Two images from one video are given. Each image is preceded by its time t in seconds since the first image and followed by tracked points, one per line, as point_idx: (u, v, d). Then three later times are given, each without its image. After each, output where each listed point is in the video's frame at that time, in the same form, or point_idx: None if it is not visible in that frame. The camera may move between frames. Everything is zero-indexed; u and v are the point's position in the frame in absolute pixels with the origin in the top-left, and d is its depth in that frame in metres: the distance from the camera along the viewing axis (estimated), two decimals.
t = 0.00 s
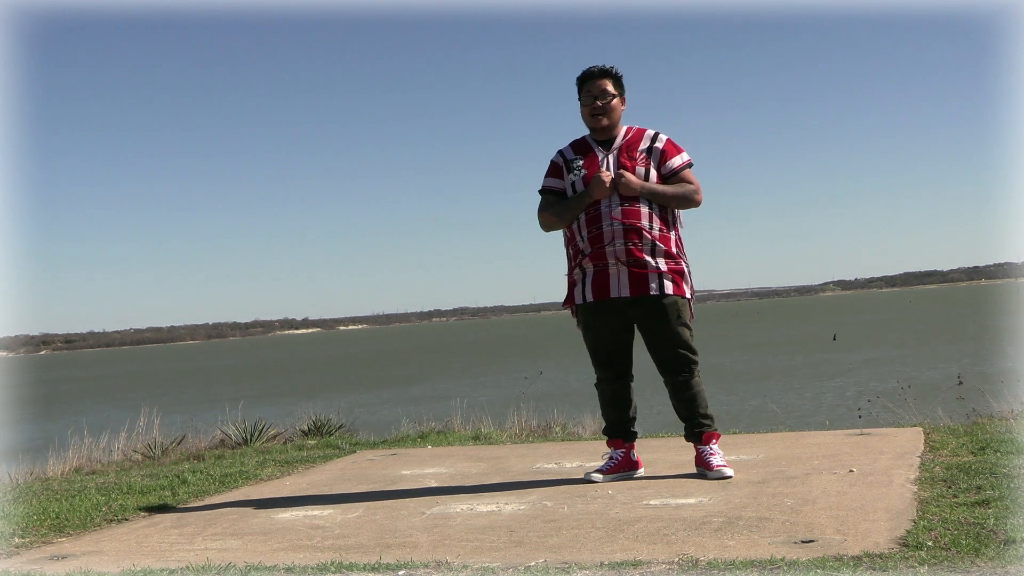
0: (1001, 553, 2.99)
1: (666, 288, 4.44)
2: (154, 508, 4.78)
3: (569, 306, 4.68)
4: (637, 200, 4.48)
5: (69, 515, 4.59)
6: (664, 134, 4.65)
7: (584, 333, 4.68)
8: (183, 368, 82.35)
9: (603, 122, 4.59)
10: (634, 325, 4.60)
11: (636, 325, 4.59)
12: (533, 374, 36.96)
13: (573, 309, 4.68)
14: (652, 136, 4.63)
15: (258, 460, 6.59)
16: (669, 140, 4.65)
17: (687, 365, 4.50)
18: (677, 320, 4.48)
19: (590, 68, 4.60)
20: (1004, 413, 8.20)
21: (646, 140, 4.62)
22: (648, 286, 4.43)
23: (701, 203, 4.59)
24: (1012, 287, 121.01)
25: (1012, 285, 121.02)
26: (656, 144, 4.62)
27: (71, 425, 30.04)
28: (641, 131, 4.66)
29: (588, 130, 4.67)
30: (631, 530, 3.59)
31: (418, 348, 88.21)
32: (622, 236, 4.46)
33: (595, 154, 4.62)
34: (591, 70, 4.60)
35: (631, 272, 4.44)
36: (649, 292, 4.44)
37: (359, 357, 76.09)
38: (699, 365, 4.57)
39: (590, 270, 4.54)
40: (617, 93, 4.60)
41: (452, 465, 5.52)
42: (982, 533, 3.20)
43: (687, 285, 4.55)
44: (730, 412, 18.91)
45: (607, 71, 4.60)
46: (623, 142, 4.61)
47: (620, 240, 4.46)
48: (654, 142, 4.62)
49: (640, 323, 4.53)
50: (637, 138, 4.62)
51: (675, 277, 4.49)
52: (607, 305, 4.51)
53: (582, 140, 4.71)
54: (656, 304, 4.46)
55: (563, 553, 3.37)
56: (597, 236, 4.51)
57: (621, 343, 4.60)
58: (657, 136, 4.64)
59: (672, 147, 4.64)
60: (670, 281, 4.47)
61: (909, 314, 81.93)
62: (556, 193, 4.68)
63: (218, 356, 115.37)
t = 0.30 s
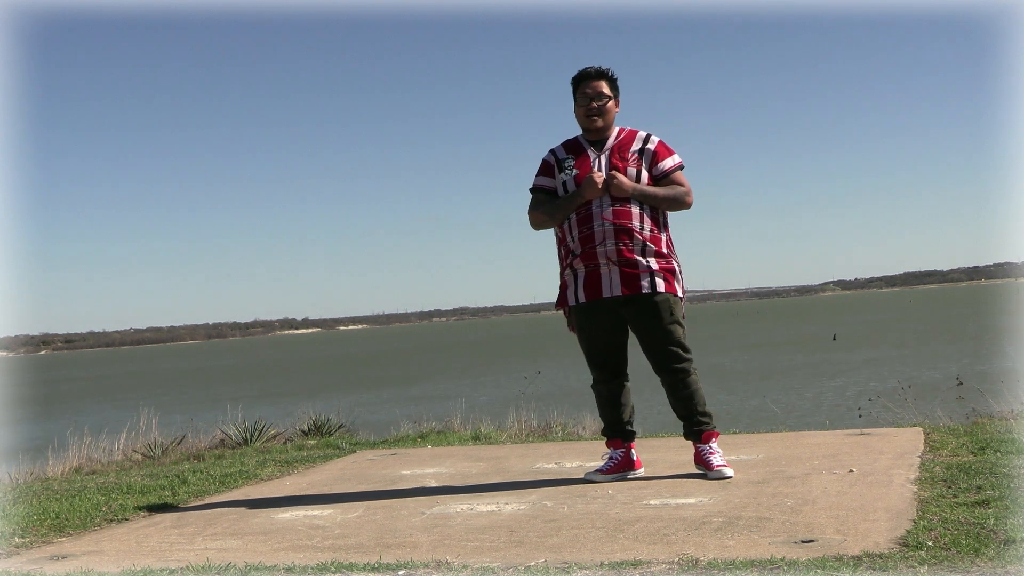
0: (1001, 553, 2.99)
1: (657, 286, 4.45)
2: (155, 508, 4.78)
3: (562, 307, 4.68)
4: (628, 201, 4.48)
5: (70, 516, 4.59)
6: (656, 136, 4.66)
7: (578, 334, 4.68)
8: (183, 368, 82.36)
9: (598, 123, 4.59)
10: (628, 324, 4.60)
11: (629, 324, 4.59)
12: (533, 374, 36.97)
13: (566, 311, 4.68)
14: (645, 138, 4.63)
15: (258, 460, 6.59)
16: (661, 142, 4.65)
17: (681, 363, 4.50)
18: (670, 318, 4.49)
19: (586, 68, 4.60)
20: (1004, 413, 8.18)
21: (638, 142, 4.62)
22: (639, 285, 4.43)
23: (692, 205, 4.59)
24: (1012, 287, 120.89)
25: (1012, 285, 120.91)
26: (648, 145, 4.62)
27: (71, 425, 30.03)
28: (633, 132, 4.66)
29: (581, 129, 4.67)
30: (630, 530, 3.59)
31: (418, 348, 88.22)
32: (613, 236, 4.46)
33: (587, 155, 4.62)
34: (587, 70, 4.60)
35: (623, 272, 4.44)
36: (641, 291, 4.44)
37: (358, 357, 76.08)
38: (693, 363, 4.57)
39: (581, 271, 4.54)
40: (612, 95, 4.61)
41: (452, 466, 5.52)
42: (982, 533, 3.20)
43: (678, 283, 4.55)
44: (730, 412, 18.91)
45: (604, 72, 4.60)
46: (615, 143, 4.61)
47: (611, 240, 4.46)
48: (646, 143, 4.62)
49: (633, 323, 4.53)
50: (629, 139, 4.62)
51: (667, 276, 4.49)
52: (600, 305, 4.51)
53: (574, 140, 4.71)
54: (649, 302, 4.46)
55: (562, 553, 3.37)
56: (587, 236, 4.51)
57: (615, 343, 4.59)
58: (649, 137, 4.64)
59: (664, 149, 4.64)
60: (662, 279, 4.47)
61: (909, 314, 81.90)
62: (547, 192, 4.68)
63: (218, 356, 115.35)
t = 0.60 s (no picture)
0: (1001, 553, 2.99)
1: (653, 287, 4.45)
2: (154, 508, 4.78)
3: (558, 308, 4.66)
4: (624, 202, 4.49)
5: (69, 515, 4.59)
6: (653, 139, 4.66)
7: (575, 334, 4.66)
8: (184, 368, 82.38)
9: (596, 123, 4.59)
10: (624, 325, 4.60)
11: (625, 324, 4.59)
12: (533, 374, 36.98)
13: (562, 311, 4.67)
14: (642, 140, 4.63)
15: (258, 460, 6.59)
16: (657, 145, 4.65)
17: (678, 362, 4.50)
18: (665, 318, 4.49)
19: (585, 69, 4.60)
20: (1004, 413, 8.18)
21: (635, 144, 4.62)
22: (636, 285, 4.44)
23: (687, 208, 4.60)
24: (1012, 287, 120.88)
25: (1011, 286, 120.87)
26: (644, 148, 4.62)
27: (70, 425, 30.04)
28: (630, 134, 4.65)
29: (578, 130, 4.66)
30: (630, 530, 3.59)
31: (417, 348, 88.24)
32: (610, 237, 4.46)
33: (583, 155, 4.62)
34: (587, 71, 4.59)
35: (618, 271, 4.45)
36: (637, 291, 4.44)
37: (358, 357, 76.09)
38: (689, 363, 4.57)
39: (577, 272, 4.54)
40: (611, 97, 4.61)
41: (452, 466, 5.52)
42: (981, 533, 3.20)
43: (673, 283, 4.57)
44: (730, 412, 18.92)
45: (603, 74, 4.60)
46: (612, 144, 4.61)
47: (607, 240, 4.46)
48: (642, 145, 4.62)
49: (629, 322, 4.53)
50: (625, 141, 4.62)
51: (662, 276, 4.50)
52: (596, 305, 4.51)
53: (571, 140, 4.71)
54: (645, 302, 4.46)
55: (562, 553, 3.37)
56: (584, 237, 4.51)
57: (612, 343, 4.59)
58: (645, 140, 4.64)
59: (660, 152, 4.64)
60: (658, 279, 4.48)
61: (909, 314, 81.95)
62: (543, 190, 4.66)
63: (217, 356, 115.34)
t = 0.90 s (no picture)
0: (1002, 553, 2.99)
1: (654, 287, 4.45)
2: (155, 508, 4.78)
3: (558, 307, 4.67)
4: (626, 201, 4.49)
5: (69, 515, 4.59)
6: (653, 139, 4.66)
7: (575, 334, 4.67)
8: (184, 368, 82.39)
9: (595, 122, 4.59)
10: (623, 325, 4.60)
11: (624, 324, 4.58)
12: (533, 374, 37.00)
13: (562, 310, 4.67)
14: (642, 140, 4.64)
15: (258, 460, 6.59)
16: (658, 145, 4.66)
17: (676, 363, 4.50)
18: (665, 319, 4.49)
19: (585, 69, 4.58)
20: (1004, 413, 8.19)
21: (636, 144, 4.62)
22: (636, 285, 4.44)
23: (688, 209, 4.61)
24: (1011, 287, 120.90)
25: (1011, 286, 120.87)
26: (644, 148, 4.62)
27: (71, 425, 30.05)
28: (630, 134, 4.65)
29: (577, 129, 4.66)
30: (631, 530, 3.59)
31: (417, 348, 88.22)
32: (611, 236, 4.46)
33: (584, 155, 4.62)
34: (586, 71, 4.58)
35: (620, 271, 4.45)
36: (637, 291, 4.44)
37: (357, 357, 76.06)
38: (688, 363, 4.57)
39: (578, 271, 4.54)
40: (610, 96, 4.60)
41: (452, 466, 5.52)
42: (982, 533, 3.20)
43: (673, 284, 4.57)
44: (730, 412, 18.94)
45: (602, 74, 4.59)
46: (613, 145, 4.61)
47: (609, 240, 4.46)
48: (643, 146, 4.62)
49: (629, 323, 4.53)
50: (626, 141, 4.62)
51: (663, 276, 4.51)
52: (596, 304, 4.50)
53: (571, 140, 4.70)
54: (645, 302, 4.46)
55: (562, 553, 3.37)
56: (585, 236, 4.51)
57: (611, 343, 4.60)
58: (646, 140, 4.65)
59: (660, 152, 4.65)
60: (659, 279, 4.48)
61: (909, 314, 81.97)
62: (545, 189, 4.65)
63: (217, 356, 115.34)
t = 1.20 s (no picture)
0: (1002, 553, 2.99)
1: (661, 286, 4.47)
2: (154, 508, 4.78)
3: (562, 306, 4.66)
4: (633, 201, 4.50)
5: (69, 516, 4.59)
6: (657, 139, 4.68)
7: (578, 334, 4.66)
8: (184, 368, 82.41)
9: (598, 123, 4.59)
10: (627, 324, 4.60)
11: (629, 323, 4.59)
12: (534, 374, 37.00)
13: (567, 309, 4.67)
14: (647, 140, 4.65)
15: (258, 460, 6.59)
16: (663, 145, 4.68)
17: (682, 363, 4.50)
18: (671, 318, 4.50)
19: (585, 71, 4.59)
20: (1004, 413, 8.18)
21: (641, 144, 4.63)
22: (644, 284, 4.45)
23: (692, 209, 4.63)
24: (1011, 287, 120.85)
25: (1011, 286, 120.83)
26: (650, 148, 4.64)
27: (71, 425, 30.04)
28: (634, 135, 4.67)
29: (581, 131, 4.66)
30: (631, 530, 3.59)
31: (417, 348, 88.20)
32: (620, 236, 4.47)
33: (590, 155, 4.61)
34: (586, 73, 4.59)
35: (627, 271, 4.45)
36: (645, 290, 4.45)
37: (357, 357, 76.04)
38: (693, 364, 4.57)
39: (585, 271, 4.53)
40: (612, 97, 4.61)
41: (452, 466, 5.52)
42: (982, 533, 3.20)
43: (679, 284, 4.58)
44: (730, 412, 18.93)
45: (602, 74, 4.59)
46: (618, 145, 4.62)
47: (617, 240, 4.47)
48: (648, 146, 4.64)
49: (634, 322, 4.53)
50: (631, 142, 4.63)
51: (670, 276, 4.52)
52: (603, 303, 4.50)
53: (576, 141, 4.70)
54: (651, 302, 4.47)
55: (562, 553, 3.37)
56: (594, 236, 4.50)
57: (615, 342, 4.59)
58: (651, 141, 4.66)
59: (665, 152, 4.67)
60: (665, 279, 4.50)
61: (909, 314, 81.91)
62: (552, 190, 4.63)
63: (218, 356, 115.30)
